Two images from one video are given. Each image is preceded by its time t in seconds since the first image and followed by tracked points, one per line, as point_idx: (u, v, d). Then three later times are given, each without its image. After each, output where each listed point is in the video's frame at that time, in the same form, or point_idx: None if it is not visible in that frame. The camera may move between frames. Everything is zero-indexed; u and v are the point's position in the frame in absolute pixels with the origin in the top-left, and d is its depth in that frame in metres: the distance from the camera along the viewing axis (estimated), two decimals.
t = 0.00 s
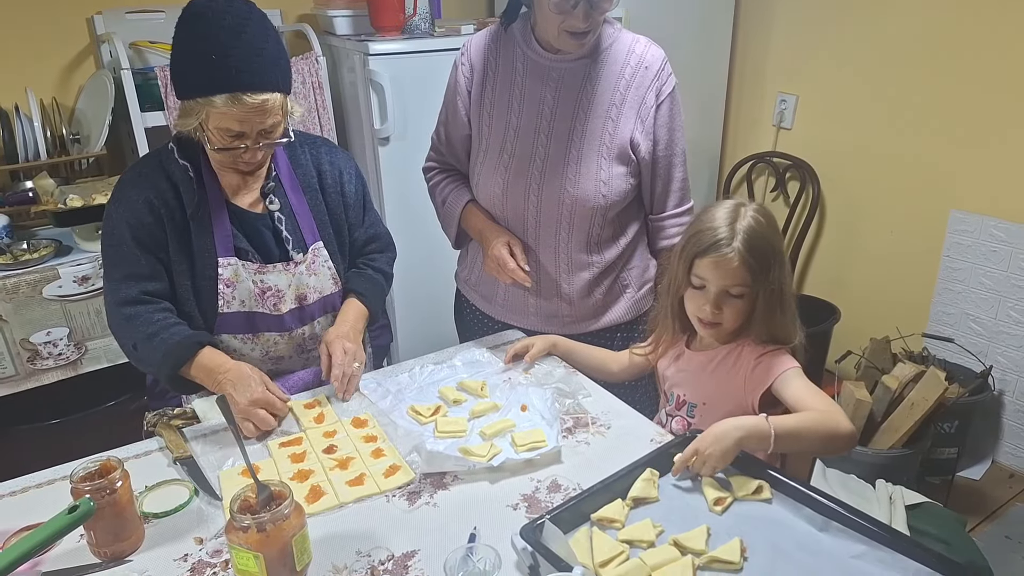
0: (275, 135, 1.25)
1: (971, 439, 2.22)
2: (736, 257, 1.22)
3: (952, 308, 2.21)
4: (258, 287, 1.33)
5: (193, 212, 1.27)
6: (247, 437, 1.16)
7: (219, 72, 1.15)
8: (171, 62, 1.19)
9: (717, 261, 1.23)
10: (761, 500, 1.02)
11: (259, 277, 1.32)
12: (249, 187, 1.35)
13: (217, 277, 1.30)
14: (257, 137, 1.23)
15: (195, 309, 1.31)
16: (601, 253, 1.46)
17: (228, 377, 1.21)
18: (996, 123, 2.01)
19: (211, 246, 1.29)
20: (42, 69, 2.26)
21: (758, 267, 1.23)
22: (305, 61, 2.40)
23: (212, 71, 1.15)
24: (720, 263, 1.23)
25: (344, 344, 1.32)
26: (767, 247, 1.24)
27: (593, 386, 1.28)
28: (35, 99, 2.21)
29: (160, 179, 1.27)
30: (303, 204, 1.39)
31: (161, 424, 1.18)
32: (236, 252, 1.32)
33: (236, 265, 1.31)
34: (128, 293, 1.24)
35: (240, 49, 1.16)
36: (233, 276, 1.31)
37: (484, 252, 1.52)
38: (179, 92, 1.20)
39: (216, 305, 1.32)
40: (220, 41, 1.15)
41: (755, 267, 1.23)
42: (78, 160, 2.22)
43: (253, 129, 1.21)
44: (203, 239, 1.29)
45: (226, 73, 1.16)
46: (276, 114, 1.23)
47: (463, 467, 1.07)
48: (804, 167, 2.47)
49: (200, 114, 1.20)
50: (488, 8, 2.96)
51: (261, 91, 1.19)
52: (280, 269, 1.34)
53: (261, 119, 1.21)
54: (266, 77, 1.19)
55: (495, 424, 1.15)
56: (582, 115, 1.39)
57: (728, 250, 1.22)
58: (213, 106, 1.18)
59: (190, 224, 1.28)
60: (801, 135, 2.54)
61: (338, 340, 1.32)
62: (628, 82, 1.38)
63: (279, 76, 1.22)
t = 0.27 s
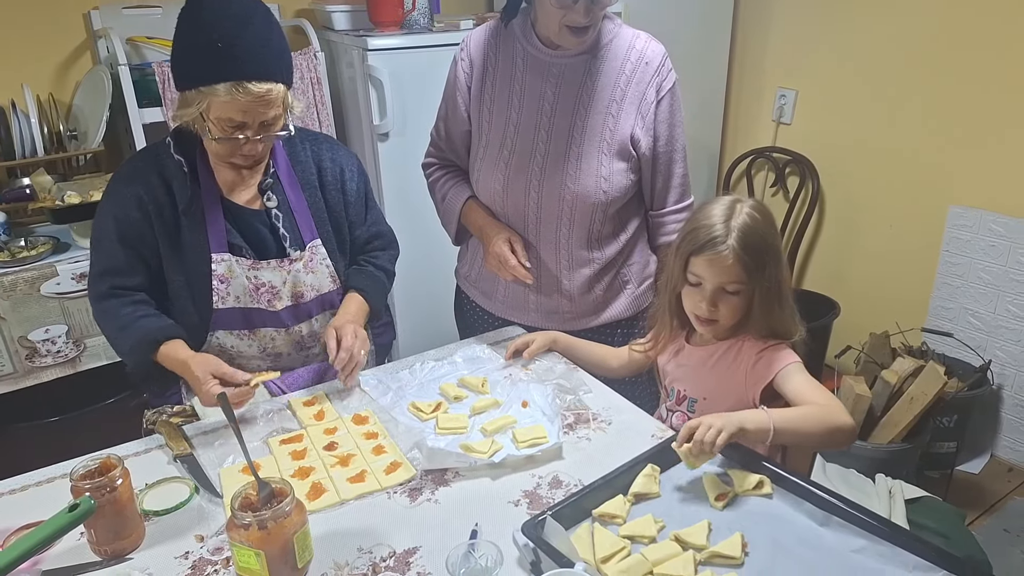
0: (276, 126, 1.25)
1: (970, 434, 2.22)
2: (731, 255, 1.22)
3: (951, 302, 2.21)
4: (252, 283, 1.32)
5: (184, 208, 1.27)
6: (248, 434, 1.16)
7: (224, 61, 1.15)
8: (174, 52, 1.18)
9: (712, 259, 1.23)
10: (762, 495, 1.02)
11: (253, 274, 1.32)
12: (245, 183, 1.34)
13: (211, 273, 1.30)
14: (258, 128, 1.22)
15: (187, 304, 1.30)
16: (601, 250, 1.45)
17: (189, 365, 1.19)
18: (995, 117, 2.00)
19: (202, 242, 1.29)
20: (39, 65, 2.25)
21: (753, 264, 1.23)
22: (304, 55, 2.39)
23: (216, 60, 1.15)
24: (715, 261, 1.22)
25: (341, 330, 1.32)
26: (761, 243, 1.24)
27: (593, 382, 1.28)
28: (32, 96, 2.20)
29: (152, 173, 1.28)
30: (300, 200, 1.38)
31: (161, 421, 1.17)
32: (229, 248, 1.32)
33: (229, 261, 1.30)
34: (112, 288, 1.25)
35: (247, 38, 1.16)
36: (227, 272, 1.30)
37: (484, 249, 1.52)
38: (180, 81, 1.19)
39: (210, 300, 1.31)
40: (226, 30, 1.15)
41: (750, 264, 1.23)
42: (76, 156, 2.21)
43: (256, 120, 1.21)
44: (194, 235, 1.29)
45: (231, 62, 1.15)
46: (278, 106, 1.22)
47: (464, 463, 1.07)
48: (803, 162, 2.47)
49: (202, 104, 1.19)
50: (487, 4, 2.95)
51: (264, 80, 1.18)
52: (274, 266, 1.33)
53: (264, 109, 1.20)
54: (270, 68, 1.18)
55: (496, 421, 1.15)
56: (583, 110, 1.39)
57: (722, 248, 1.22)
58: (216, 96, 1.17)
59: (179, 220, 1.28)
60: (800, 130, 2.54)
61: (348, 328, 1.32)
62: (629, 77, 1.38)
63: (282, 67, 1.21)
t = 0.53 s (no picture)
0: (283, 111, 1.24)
1: (968, 435, 2.22)
2: (725, 255, 1.22)
3: (950, 304, 2.21)
4: (246, 277, 1.32)
5: (183, 200, 1.27)
6: (246, 428, 1.16)
7: (233, 44, 1.14)
8: (180, 38, 1.18)
9: (707, 260, 1.23)
10: (761, 495, 1.01)
11: (247, 268, 1.32)
12: (242, 175, 1.34)
13: (207, 265, 1.29)
14: (266, 112, 1.22)
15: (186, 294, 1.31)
16: (602, 248, 1.45)
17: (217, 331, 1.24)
18: (996, 120, 2.00)
19: (200, 234, 1.29)
20: (40, 57, 2.24)
21: (747, 265, 1.23)
22: (308, 51, 2.39)
23: (225, 43, 1.14)
24: (710, 261, 1.23)
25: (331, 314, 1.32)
26: (756, 243, 1.24)
27: (593, 381, 1.28)
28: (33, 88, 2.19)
29: (152, 166, 1.28)
30: (296, 192, 1.37)
31: (159, 415, 1.17)
32: (226, 241, 1.31)
33: (225, 254, 1.30)
34: (117, 282, 1.26)
35: (258, 23, 1.16)
36: (223, 265, 1.30)
37: (485, 246, 1.52)
38: (187, 66, 1.18)
39: (206, 293, 1.31)
40: (236, 14, 1.15)
41: (745, 265, 1.23)
42: (76, 149, 2.20)
43: (263, 104, 1.20)
44: (192, 227, 1.28)
45: (241, 46, 1.15)
46: (285, 91, 1.22)
47: (463, 460, 1.07)
48: (804, 163, 2.47)
49: (209, 87, 1.18)
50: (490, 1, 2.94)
51: (273, 63, 1.18)
52: (268, 261, 1.33)
53: (275, 92, 1.20)
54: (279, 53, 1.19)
55: (495, 418, 1.15)
56: (585, 109, 1.38)
57: (716, 248, 1.22)
58: (225, 78, 1.17)
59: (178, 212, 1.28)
60: (802, 131, 2.53)
61: (335, 322, 1.32)
62: (632, 76, 1.37)
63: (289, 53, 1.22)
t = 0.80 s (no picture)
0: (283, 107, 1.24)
1: (962, 436, 2.22)
2: (719, 256, 1.22)
3: (946, 305, 2.22)
4: (245, 272, 1.32)
5: (178, 196, 1.26)
6: (241, 425, 1.15)
7: (237, 39, 1.14)
8: (180, 32, 1.17)
9: (701, 261, 1.23)
10: (757, 494, 1.01)
11: (246, 263, 1.31)
12: (239, 170, 1.33)
13: (204, 261, 1.29)
14: (266, 108, 1.21)
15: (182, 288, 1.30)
16: (599, 247, 1.45)
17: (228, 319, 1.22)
18: (993, 120, 2.00)
19: (196, 230, 1.28)
20: (35, 51, 2.23)
21: (741, 265, 1.23)
22: (305, 46, 2.39)
23: (228, 38, 1.14)
24: (704, 262, 1.22)
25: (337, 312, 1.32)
26: (750, 244, 1.24)
27: (590, 379, 1.28)
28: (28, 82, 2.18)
29: (147, 162, 1.26)
30: (294, 188, 1.37)
31: (154, 411, 1.16)
32: (223, 237, 1.31)
33: (223, 250, 1.29)
34: (114, 279, 1.25)
35: (262, 20, 1.16)
36: (220, 261, 1.30)
37: (482, 245, 1.51)
38: (187, 60, 1.17)
39: (203, 288, 1.31)
40: (241, 9, 1.14)
41: (738, 266, 1.22)
42: (72, 144, 2.19)
43: (264, 100, 1.20)
44: (188, 224, 1.27)
45: (244, 41, 1.14)
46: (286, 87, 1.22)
47: (459, 458, 1.07)
48: (802, 163, 2.48)
49: (210, 82, 1.17)
50: None
51: (276, 59, 1.18)
52: (267, 257, 1.33)
53: (277, 88, 1.20)
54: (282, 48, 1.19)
55: (492, 416, 1.14)
56: (583, 107, 1.38)
57: (710, 249, 1.22)
58: (226, 73, 1.16)
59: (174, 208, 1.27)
60: (799, 131, 2.53)
61: (342, 316, 1.32)
62: (630, 74, 1.37)
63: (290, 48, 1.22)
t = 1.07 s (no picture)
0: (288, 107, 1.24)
1: (962, 434, 2.22)
2: (719, 255, 1.22)
3: (945, 303, 2.22)
4: (244, 272, 1.32)
5: (178, 195, 1.26)
6: (240, 423, 1.15)
7: (244, 37, 1.13)
8: (185, 31, 1.17)
9: (700, 259, 1.23)
10: (755, 492, 1.01)
11: (246, 263, 1.32)
12: (239, 168, 1.32)
13: (204, 260, 1.29)
14: (271, 108, 1.21)
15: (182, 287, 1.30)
16: (597, 246, 1.45)
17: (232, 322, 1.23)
18: (993, 118, 2.00)
19: (196, 229, 1.28)
20: (34, 50, 2.22)
21: (740, 264, 1.23)
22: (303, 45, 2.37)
23: (235, 36, 1.13)
24: (703, 261, 1.22)
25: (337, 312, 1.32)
26: (749, 242, 1.24)
27: (588, 377, 1.28)
28: (27, 80, 2.18)
29: (147, 161, 1.26)
30: (294, 187, 1.37)
31: (153, 409, 1.16)
32: (223, 236, 1.31)
33: (223, 249, 1.29)
34: (114, 279, 1.25)
35: (270, 19, 1.16)
36: (220, 260, 1.30)
37: (480, 244, 1.51)
38: (192, 58, 1.17)
39: (202, 288, 1.31)
40: (248, 8, 1.14)
41: (737, 264, 1.22)
42: (71, 142, 2.19)
43: (269, 99, 1.20)
44: (188, 223, 1.27)
45: (251, 40, 1.14)
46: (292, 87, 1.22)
47: (457, 456, 1.07)
48: (801, 161, 2.47)
49: (216, 80, 1.17)
50: None
51: (282, 59, 1.18)
52: (266, 255, 1.33)
53: (283, 88, 1.20)
54: (287, 49, 1.19)
55: (490, 414, 1.14)
56: (580, 106, 1.38)
57: (710, 248, 1.22)
58: (233, 72, 1.16)
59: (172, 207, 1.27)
60: (799, 129, 2.53)
61: (342, 315, 1.32)
62: (627, 72, 1.37)
63: (295, 49, 1.22)
